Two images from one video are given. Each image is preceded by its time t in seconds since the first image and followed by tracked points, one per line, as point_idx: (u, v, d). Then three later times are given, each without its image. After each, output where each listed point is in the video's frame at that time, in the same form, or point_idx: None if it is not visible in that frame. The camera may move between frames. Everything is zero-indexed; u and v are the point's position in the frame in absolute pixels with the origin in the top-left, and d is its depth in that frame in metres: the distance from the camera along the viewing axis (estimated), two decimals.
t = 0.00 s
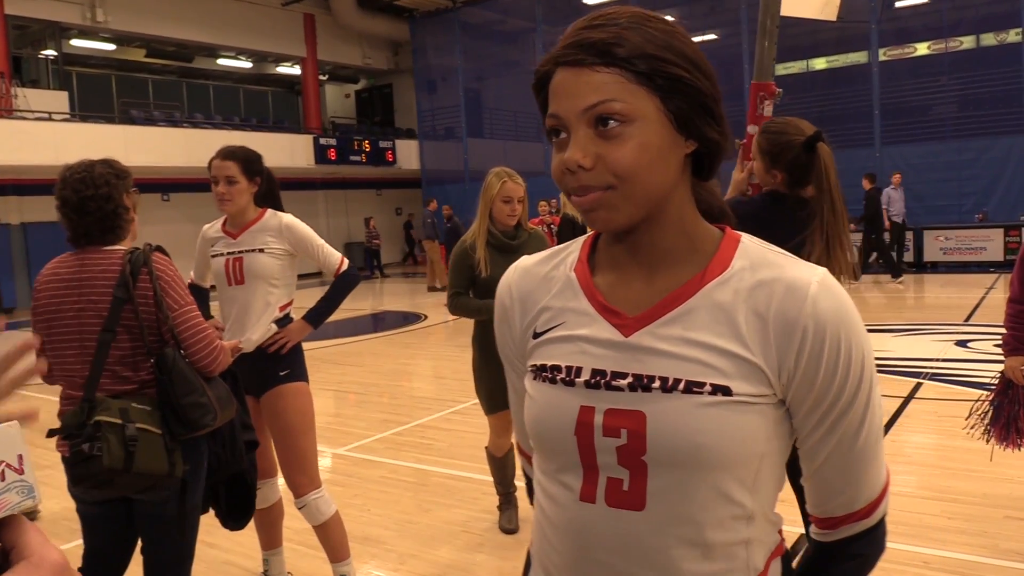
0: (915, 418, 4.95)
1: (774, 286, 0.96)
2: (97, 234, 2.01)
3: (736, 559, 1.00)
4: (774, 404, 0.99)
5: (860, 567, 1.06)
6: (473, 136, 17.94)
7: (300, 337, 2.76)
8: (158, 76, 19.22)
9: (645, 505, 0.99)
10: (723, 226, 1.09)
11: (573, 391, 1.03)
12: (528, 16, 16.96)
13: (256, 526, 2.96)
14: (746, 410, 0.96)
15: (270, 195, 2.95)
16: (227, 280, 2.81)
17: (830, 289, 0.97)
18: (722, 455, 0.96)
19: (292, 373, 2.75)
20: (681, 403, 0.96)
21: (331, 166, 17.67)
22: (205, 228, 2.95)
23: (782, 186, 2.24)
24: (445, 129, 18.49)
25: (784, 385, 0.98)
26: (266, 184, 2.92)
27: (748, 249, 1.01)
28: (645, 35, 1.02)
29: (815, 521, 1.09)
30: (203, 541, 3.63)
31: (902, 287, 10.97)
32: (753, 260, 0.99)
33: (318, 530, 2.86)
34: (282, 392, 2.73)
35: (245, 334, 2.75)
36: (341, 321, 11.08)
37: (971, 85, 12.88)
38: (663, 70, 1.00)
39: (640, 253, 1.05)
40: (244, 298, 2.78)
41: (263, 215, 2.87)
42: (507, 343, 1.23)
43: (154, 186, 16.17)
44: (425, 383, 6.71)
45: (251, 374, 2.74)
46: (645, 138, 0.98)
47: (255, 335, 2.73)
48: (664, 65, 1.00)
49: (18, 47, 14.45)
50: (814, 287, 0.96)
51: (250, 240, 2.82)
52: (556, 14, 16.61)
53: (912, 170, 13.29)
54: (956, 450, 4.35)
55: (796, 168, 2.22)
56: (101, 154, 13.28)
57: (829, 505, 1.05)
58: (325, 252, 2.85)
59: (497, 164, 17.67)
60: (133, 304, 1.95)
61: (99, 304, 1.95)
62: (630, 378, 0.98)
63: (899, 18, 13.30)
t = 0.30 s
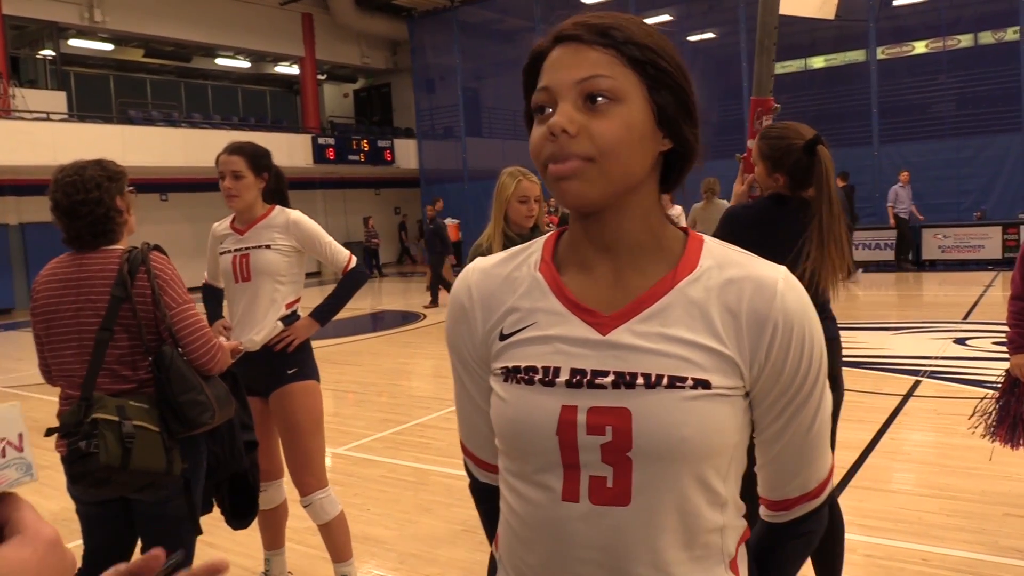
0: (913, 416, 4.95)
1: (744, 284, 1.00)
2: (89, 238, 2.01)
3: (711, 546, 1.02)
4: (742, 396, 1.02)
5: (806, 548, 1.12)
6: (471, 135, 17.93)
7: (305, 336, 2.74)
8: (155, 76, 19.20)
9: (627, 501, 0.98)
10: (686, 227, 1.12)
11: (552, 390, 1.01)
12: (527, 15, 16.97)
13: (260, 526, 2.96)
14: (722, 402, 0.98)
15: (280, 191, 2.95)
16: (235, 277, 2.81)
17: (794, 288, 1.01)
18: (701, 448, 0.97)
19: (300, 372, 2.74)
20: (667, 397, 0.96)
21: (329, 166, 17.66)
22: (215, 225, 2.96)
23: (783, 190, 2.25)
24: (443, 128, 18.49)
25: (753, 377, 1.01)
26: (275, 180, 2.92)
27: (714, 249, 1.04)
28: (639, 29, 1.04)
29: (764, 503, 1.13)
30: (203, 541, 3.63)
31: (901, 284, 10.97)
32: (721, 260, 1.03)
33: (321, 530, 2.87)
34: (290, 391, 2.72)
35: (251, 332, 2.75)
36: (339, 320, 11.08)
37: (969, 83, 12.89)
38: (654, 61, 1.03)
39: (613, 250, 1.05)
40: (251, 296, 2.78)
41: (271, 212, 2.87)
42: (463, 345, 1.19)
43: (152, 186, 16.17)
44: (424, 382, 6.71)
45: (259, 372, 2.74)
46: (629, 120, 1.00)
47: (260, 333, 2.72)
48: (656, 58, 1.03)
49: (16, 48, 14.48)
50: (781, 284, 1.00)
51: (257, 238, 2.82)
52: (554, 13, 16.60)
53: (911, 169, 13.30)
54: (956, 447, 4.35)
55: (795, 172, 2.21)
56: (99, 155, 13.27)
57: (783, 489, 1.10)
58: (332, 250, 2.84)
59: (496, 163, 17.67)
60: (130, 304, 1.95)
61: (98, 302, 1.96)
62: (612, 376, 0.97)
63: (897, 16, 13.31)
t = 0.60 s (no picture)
0: (913, 415, 4.95)
1: (738, 280, 1.00)
2: (88, 235, 2.02)
3: (708, 544, 1.01)
4: (738, 393, 1.02)
5: (810, 546, 1.11)
6: (471, 135, 17.93)
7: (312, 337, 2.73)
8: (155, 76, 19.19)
9: (622, 495, 0.98)
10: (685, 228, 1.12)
11: (548, 385, 1.02)
12: (527, 14, 16.97)
13: (264, 525, 2.96)
14: (715, 398, 0.98)
15: (287, 190, 2.94)
16: (243, 278, 2.82)
17: (789, 284, 1.01)
18: (695, 444, 0.97)
19: (306, 370, 2.74)
20: (658, 392, 0.96)
21: (329, 165, 17.65)
22: (222, 224, 2.97)
23: (776, 170, 2.24)
24: (443, 127, 18.48)
25: (749, 373, 1.01)
26: (282, 179, 2.92)
27: (710, 248, 1.04)
28: (636, 32, 1.04)
29: (766, 503, 1.13)
30: (204, 541, 3.63)
31: (901, 283, 10.95)
32: (715, 257, 1.03)
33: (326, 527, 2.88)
34: (296, 390, 2.72)
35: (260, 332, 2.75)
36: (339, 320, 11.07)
37: (969, 82, 12.89)
38: (649, 65, 1.03)
39: (608, 247, 1.05)
40: (259, 296, 2.79)
41: (278, 211, 2.87)
42: (468, 342, 1.20)
43: (151, 185, 16.15)
44: (424, 382, 6.70)
45: (266, 370, 2.74)
46: (626, 122, 1.00)
47: (268, 333, 2.72)
48: (652, 61, 1.03)
49: (16, 48, 14.50)
50: (775, 280, 1.00)
51: (263, 238, 2.81)
52: (553, 12, 16.60)
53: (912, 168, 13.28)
54: (956, 446, 4.35)
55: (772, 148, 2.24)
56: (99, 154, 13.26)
57: (782, 485, 1.09)
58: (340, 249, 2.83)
59: (496, 162, 17.66)
60: (126, 307, 1.94)
61: (95, 303, 1.96)
62: (605, 371, 0.98)
63: (897, 15, 13.32)
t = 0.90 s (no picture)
0: (913, 415, 4.95)
1: (762, 283, 0.98)
2: (84, 235, 2.02)
3: (730, 557, 1.01)
4: (764, 399, 1.00)
5: (852, 560, 1.06)
6: (472, 135, 17.92)
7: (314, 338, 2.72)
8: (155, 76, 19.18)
9: (637, 504, 0.99)
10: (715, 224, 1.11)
11: (566, 389, 1.03)
12: (527, 14, 16.95)
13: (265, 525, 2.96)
14: (733, 406, 0.97)
15: (293, 188, 2.93)
16: (247, 278, 2.83)
17: (817, 284, 0.98)
18: (713, 450, 0.96)
19: (309, 372, 2.73)
20: (674, 401, 0.96)
21: (330, 165, 17.63)
22: (229, 222, 2.97)
23: (781, 167, 2.36)
24: (444, 127, 18.47)
25: (773, 381, 0.99)
26: (289, 177, 2.91)
27: (736, 245, 1.02)
28: (668, 23, 1.04)
29: (805, 513, 1.09)
30: (205, 540, 3.63)
31: (902, 283, 10.93)
32: (741, 257, 1.01)
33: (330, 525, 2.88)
34: (298, 390, 2.72)
35: (263, 332, 2.76)
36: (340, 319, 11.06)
37: (969, 82, 12.88)
38: (682, 54, 1.03)
39: (633, 246, 1.05)
40: (263, 297, 2.80)
41: (284, 211, 2.86)
42: (500, 343, 1.23)
43: (151, 185, 16.14)
44: (425, 382, 6.70)
45: (269, 371, 2.74)
46: (653, 107, 1.00)
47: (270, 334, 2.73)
48: (684, 49, 1.03)
49: (17, 47, 14.52)
50: (801, 282, 0.97)
51: (269, 239, 2.82)
52: (553, 12, 16.57)
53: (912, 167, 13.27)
54: (956, 446, 4.35)
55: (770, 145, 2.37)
56: (99, 154, 13.25)
57: (821, 497, 1.06)
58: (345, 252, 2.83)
59: (497, 162, 17.63)
60: (120, 308, 1.94)
61: (90, 303, 1.95)
62: (620, 377, 0.98)
63: (897, 14, 13.31)
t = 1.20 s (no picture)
0: (914, 412, 4.95)
1: (783, 281, 0.97)
2: (91, 233, 2.02)
3: (749, 558, 0.99)
4: (787, 398, 1.00)
5: (880, 566, 1.05)
6: (472, 134, 17.91)
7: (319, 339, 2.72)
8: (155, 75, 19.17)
9: (654, 502, 0.99)
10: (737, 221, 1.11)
11: (582, 388, 1.03)
12: (527, 13, 16.93)
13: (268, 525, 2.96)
14: (754, 407, 0.96)
15: (297, 187, 2.93)
16: (251, 277, 2.83)
17: (840, 282, 0.98)
18: (733, 452, 0.95)
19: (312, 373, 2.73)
20: (691, 400, 0.96)
21: (330, 164, 17.62)
22: (232, 222, 2.97)
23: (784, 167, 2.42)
24: (444, 126, 18.47)
25: (796, 380, 0.99)
26: (291, 176, 2.90)
27: (759, 243, 1.02)
28: (691, 18, 1.03)
29: (835, 518, 1.08)
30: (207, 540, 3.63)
31: (903, 281, 10.91)
32: (762, 254, 1.00)
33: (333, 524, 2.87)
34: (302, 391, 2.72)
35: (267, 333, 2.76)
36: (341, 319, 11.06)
37: (970, 79, 12.87)
38: (704, 50, 1.02)
39: (652, 244, 1.05)
40: (267, 297, 2.80)
41: (289, 210, 2.87)
42: (519, 338, 1.24)
43: (150, 185, 16.14)
44: (425, 381, 6.70)
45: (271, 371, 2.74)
46: (673, 106, 0.99)
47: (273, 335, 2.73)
48: (706, 47, 1.02)
49: (17, 49, 14.52)
50: (825, 280, 0.96)
51: (273, 237, 2.82)
52: (553, 11, 16.56)
53: (911, 164, 13.26)
54: (956, 443, 4.35)
55: (777, 146, 2.44)
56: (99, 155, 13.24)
57: (847, 500, 1.05)
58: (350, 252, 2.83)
59: (497, 161, 17.62)
60: (121, 307, 1.94)
61: (91, 302, 1.96)
62: (638, 377, 0.98)
63: (898, 11, 13.31)
